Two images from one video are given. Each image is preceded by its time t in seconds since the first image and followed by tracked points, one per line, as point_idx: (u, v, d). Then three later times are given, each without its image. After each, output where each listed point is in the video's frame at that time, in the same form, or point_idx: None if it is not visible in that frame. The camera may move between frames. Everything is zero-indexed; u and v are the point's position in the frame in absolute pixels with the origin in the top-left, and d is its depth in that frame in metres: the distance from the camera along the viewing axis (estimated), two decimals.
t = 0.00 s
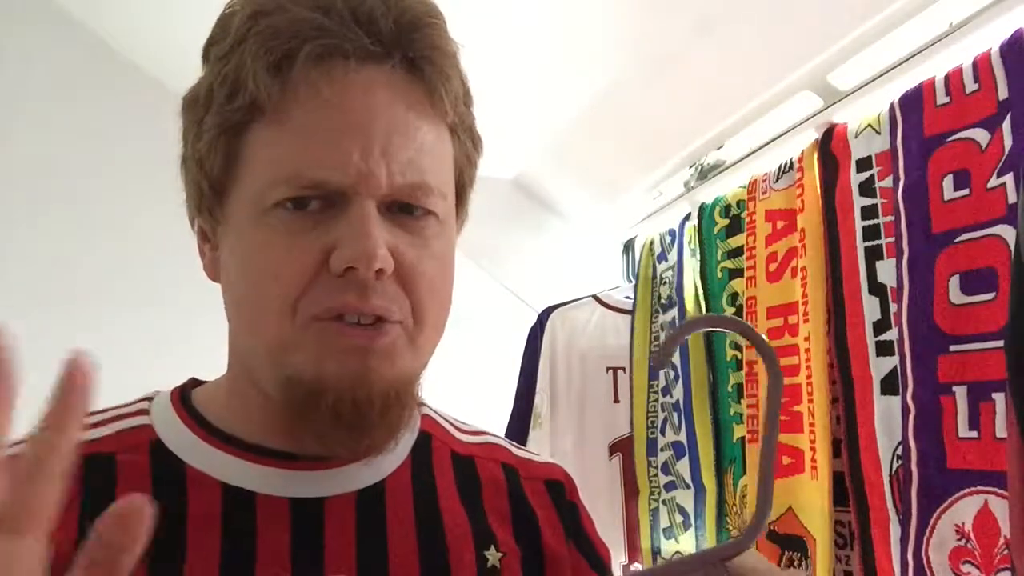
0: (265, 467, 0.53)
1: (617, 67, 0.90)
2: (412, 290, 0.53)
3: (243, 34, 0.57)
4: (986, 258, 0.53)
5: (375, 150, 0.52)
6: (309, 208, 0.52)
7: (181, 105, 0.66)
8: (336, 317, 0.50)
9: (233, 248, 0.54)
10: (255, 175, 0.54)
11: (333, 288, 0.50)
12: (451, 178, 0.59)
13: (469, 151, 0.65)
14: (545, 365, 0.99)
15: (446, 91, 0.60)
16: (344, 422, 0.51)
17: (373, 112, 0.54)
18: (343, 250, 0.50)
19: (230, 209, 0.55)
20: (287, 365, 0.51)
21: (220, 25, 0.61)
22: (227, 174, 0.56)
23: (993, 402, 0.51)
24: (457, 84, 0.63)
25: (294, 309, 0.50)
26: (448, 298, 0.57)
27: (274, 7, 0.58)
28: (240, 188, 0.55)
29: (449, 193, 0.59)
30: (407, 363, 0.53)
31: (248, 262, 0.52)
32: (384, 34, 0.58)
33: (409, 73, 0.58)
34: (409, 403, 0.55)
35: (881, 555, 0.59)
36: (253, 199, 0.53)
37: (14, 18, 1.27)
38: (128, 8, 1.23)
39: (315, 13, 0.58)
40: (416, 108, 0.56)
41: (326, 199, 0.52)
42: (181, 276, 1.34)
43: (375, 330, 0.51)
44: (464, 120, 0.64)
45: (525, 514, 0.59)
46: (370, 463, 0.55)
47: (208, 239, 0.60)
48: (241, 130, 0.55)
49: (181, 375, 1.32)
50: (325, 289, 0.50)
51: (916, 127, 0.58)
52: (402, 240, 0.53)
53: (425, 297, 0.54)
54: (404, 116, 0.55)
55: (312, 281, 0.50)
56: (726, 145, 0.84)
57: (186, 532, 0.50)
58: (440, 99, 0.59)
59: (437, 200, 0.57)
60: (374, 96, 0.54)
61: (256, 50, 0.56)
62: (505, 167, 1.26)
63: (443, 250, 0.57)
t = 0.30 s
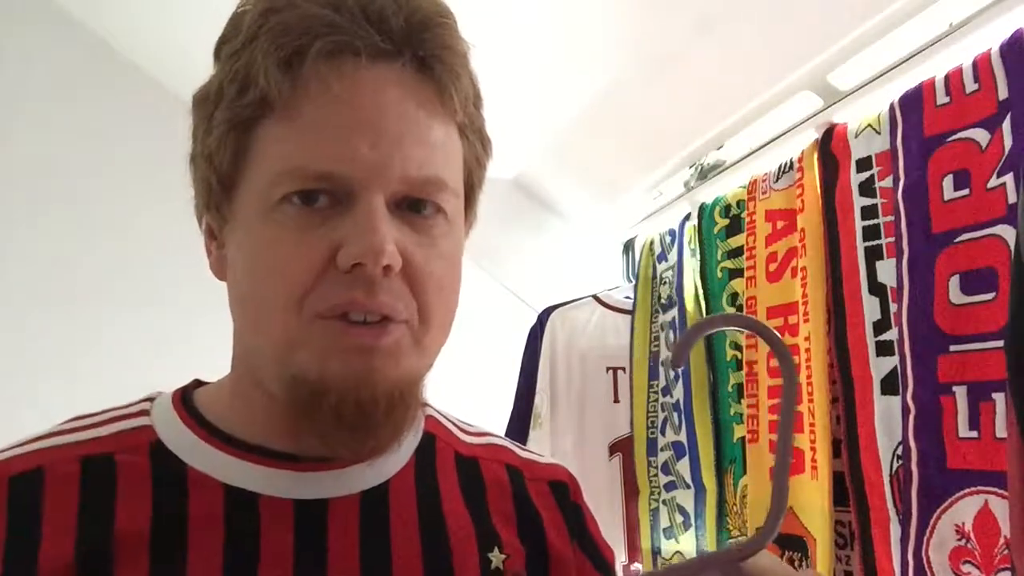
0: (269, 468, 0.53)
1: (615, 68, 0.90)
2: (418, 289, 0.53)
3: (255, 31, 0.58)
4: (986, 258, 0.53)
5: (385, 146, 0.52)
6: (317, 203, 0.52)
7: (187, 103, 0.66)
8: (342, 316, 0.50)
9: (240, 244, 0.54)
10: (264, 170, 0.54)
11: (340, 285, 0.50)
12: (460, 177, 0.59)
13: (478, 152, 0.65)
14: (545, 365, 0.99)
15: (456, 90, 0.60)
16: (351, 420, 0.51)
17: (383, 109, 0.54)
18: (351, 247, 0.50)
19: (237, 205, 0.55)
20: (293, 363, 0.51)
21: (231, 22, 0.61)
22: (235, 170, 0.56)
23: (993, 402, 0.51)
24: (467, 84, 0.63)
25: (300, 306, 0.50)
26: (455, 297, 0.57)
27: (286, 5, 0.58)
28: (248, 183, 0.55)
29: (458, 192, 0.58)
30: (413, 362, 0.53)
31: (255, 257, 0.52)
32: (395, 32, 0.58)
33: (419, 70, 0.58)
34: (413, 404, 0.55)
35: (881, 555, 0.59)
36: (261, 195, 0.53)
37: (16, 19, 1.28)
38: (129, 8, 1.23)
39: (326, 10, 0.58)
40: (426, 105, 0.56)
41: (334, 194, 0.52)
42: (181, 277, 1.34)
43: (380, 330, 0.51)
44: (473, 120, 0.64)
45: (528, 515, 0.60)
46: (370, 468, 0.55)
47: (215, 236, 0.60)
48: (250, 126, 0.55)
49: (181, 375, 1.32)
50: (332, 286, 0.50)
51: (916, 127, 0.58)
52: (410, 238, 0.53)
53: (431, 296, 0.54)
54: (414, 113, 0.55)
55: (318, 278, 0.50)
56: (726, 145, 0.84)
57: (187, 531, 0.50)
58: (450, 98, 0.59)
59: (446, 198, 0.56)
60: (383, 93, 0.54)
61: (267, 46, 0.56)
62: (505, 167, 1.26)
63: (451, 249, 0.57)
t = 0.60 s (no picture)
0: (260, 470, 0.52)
1: (614, 66, 0.90)
2: (406, 290, 0.52)
3: (236, 28, 0.57)
4: (986, 258, 0.53)
5: (368, 144, 0.52)
6: (302, 203, 0.52)
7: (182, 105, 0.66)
8: (327, 318, 0.49)
9: (227, 244, 0.54)
10: (248, 171, 0.53)
11: (325, 288, 0.49)
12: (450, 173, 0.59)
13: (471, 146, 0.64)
14: (546, 365, 0.98)
15: (443, 82, 0.59)
16: (338, 420, 0.51)
17: (365, 105, 0.53)
18: (334, 249, 0.49)
19: (223, 206, 0.55)
20: (280, 366, 0.50)
21: (214, 20, 0.61)
22: (220, 169, 0.56)
23: (993, 402, 0.51)
24: (456, 75, 0.62)
25: (285, 309, 0.50)
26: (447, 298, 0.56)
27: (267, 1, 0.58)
28: (233, 184, 0.54)
29: (447, 188, 0.58)
30: (401, 362, 0.52)
31: (241, 260, 0.52)
32: (377, 24, 0.58)
33: (403, 63, 0.57)
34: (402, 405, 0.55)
35: (881, 555, 0.59)
36: (245, 195, 0.53)
37: (17, 19, 1.29)
38: (129, 9, 1.24)
39: (307, 5, 0.58)
40: (410, 101, 0.56)
41: (318, 194, 0.51)
42: (180, 277, 1.34)
43: (367, 332, 0.50)
44: (464, 112, 0.63)
45: (530, 514, 0.60)
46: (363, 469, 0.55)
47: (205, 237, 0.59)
48: (233, 124, 0.55)
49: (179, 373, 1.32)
50: (315, 288, 0.49)
51: (916, 127, 0.58)
52: (397, 238, 0.53)
53: (421, 295, 0.53)
54: (397, 108, 0.54)
55: (303, 280, 0.50)
56: (726, 145, 0.84)
57: (183, 535, 0.51)
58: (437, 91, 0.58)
59: (434, 195, 0.56)
60: (365, 89, 0.54)
61: (247, 44, 0.56)
62: (505, 167, 1.26)
63: (442, 247, 0.56)
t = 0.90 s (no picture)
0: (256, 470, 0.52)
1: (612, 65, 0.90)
2: (391, 295, 0.49)
3: (215, 35, 0.55)
4: (986, 258, 0.53)
5: (343, 146, 0.49)
6: (282, 208, 0.49)
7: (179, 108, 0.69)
8: (308, 327, 0.47)
9: (216, 253, 0.52)
10: (231, 177, 0.52)
11: (303, 296, 0.47)
12: (440, 171, 0.55)
13: (466, 142, 0.60)
14: (546, 365, 0.99)
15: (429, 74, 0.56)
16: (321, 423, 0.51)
17: (340, 105, 0.50)
18: (308, 255, 0.47)
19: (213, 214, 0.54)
20: (268, 372, 0.49)
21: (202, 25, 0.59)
22: (210, 176, 0.55)
23: (993, 402, 0.51)
24: (441, 69, 0.58)
25: (267, 317, 0.48)
26: (441, 302, 0.53)
27: (242, 4, 0.55)
28: (219, 191, 0.53)
29: (436, 188, 0.54)
30: (385, 370, 0.49)
31: (226, 269, 0.50)
32: (354, 17, 0.54)
33: (382, 56, 0.53)
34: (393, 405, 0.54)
35: (881, 555, 0.59)
36: (230, 203, 0.51)
37: (17, 18, 1.30)
38: (132, 10, 1.25)
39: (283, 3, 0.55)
40: (389, 98, 0.52)
41: (296, 199, 0.49)
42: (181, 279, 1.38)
43: (348, 339, 0.48)
44: (456, 107, 0.58)
45: (536, 517, 0.59)
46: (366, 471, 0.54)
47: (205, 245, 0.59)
48: (217, 132, 0.53)
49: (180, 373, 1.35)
50: (295, 297, 0.47)
51: (916, 127, 0.58)
52: (380, 241, 0.50)
53: (407, 301, 0.50)
54: (375, 106, 0.51)
55: (282, 288, 0.48)
56: (726, 145, 0.84)
57: (187, 535, 0.50)
58: (420, 85, 0.54)
59: (421, 195, 0.53)
60: (341, 87, 0.51)
61: (224, 49, 0.54)
62: (505, 170, 1.27)
63: (433, 248, 0.53)
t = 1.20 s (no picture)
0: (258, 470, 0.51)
1: (608, 66, 0.91)
2: (384, 297, 0.47)
3: (200, 39, 0.54)
4: (985, 258, 0.53)
5: (327, 145, 0.47)
6: (270, 210, 0.47)
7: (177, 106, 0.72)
8: (298, 329, 0.46)
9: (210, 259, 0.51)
10: (220, 182, 0.50)
11: (292, 299, 0.45)
12: (436, 168, 0.53)
13: (462, 137, 0.57)
14: (545, 364, 0.99)
15: (418, 67, 0.53)
16: (313, 431, 0.50)
17: (324, 104, 0.48)
18: (296, 259, 0.45)
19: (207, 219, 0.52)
20: (262, 378, 0.48)
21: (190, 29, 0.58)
22: (202, 180, 0.53)
23: (993, 402, 0.51)
24: (432, 62, 0.55)
25: (258, 321, 0.47)
26: (439, 303, 0.51)
27: (224, 3, 0.53)
28: (211, 196, 0.52)
29: (431, 185, 0.52)
30: (381, 372, 0.48)
31: (218, 275, 0.49)
32: (339, 12, 0.52)
33: (368, 51, 0.51)
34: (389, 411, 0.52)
35: (881, 555, 0.59)
36: (220, 208, 0.50)
37: (25, 24, 1.33)
38: (134, 11, 1.27)
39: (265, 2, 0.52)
40: (376, 95, 0.49)
41: (284, 200, 0.47)
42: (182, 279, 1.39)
43: (340, 343, 0.46)
44: (450, 101, 0.56)
45: (544, 520, 0.58)
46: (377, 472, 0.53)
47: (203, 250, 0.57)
48: (206, 136, 0.52)
49: (184, 372, 1.37)
50: (285, 301, 0.46)
51: (916, 127, 0.58)
52: (371, 242, 0.48)
53: (403, 303, 0.48)
54: (361, 103, 0.49)
55: (271, 292, 0.46)
56: (726, 145, 0.85)
57: (194, 538, 0.49)
58: (408, 80, 0.51)
59: (414, 194, 0.50)
60: (325, 85, 0.48)
61: (208, 51, 0.52)
62: (505, 167, 1.25)
63: (430, 247, 0.51)
